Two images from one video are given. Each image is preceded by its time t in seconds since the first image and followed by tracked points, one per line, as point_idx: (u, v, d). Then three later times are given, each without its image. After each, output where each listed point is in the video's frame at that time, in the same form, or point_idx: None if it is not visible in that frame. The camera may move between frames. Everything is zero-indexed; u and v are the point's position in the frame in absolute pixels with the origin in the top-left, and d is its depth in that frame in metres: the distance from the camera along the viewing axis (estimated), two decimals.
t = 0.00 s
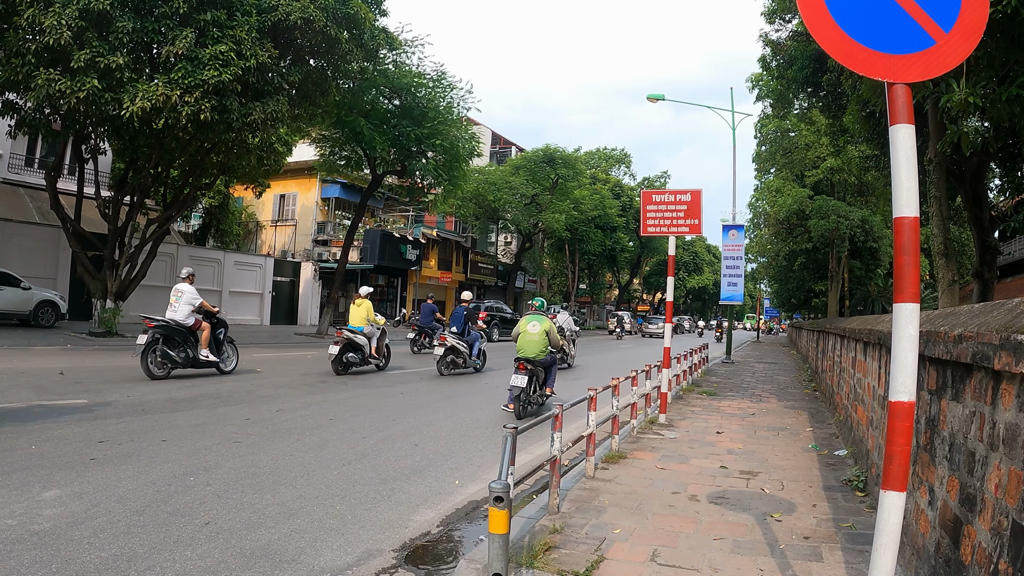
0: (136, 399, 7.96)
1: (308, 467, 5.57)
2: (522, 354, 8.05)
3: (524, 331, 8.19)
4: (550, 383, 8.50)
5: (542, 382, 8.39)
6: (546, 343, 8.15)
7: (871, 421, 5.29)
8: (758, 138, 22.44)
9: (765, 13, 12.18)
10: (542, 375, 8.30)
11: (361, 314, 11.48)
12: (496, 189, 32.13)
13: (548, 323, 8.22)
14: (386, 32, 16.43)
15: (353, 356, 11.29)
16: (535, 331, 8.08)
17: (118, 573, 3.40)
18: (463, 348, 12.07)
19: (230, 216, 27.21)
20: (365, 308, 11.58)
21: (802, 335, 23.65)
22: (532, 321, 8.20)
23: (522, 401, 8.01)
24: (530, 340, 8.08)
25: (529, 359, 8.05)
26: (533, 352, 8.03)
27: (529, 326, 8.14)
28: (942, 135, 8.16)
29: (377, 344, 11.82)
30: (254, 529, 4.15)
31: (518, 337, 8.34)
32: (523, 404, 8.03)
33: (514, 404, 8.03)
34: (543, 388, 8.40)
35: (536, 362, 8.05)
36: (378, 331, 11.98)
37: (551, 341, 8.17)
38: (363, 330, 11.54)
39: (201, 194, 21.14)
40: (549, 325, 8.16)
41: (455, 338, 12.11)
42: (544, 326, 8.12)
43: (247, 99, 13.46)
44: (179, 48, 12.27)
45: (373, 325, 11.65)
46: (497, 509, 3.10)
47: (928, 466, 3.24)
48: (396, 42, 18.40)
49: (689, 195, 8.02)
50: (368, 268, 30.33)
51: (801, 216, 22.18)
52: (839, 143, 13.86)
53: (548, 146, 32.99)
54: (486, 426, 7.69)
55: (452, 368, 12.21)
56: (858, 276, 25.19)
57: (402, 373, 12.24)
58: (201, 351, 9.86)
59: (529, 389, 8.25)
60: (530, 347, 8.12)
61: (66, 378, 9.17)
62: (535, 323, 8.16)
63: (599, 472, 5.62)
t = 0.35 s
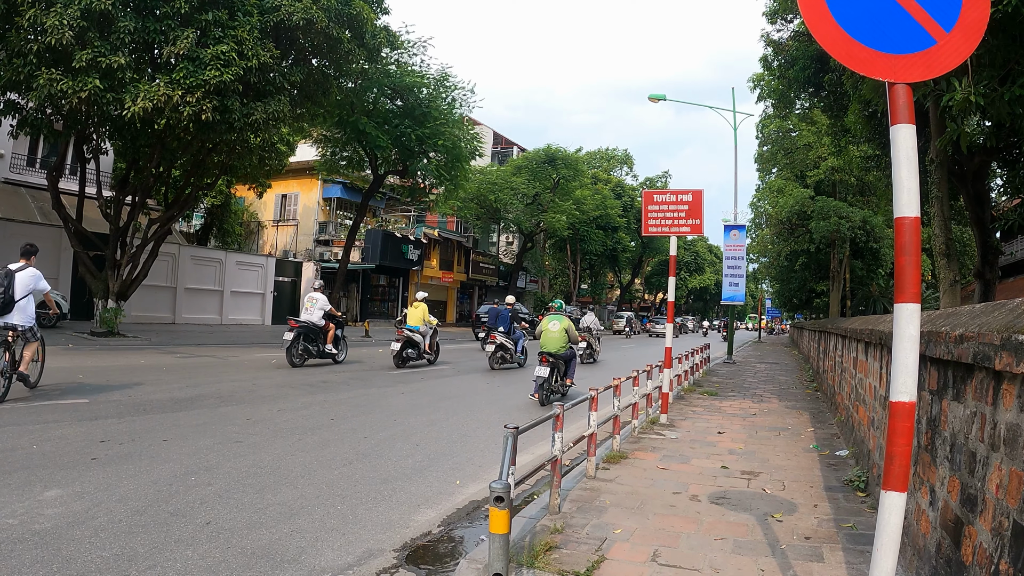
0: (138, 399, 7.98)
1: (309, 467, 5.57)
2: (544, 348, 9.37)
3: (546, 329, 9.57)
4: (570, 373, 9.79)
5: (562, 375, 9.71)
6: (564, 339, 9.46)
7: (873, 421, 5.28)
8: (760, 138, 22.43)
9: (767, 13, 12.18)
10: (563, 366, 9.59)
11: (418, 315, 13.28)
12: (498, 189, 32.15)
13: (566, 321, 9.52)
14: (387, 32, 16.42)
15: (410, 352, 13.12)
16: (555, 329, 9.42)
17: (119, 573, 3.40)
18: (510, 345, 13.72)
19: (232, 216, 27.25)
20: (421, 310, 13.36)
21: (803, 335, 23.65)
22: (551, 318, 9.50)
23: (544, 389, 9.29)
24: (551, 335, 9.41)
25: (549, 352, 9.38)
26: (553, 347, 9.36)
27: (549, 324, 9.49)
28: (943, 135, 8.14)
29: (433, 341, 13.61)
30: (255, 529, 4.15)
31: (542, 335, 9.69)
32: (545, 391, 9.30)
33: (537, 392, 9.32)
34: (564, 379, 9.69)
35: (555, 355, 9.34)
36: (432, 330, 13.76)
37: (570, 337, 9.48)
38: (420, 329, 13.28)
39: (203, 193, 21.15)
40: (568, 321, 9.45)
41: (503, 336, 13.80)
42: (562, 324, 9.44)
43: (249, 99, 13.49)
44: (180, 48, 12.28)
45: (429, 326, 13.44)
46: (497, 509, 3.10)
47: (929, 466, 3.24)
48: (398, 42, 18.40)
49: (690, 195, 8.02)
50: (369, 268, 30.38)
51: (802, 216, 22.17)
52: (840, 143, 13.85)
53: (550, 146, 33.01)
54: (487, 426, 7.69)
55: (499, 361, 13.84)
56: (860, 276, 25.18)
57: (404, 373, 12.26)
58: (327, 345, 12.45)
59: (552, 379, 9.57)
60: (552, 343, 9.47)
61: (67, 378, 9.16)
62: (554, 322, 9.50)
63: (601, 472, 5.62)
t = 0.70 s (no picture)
0: (140, 399, 7.99)
1: (310, 467, 5.57)
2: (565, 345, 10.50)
3: (566, 328, 10.72)
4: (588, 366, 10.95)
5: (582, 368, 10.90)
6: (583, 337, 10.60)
7: (874, 421, 5.27)
8: (762, 138, 22.42)
9: (768, 13, 12.18)
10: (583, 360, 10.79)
11: (466, 316, 15.18)
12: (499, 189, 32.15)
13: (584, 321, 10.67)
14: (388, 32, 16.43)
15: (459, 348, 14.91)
16: (574, 328, 10.56)
17: (120, 573, 3.40)
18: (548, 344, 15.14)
19: (234, 216, 27.29)
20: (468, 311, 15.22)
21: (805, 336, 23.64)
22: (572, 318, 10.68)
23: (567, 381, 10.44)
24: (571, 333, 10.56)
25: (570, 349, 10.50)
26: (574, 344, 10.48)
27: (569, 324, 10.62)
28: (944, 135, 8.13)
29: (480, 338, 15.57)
30: (257, 529, 4.15)
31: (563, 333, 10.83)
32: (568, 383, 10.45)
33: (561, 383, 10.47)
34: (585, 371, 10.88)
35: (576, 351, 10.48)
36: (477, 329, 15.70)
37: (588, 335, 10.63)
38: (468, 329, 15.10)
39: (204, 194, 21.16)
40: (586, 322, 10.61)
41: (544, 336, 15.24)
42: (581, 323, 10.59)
43: (251, 99, 13.50)
44: (181, 48, 12.28)
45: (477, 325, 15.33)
46: (499, 509, 3.10)
47: (930, 466, 3.23)
48: (399, 43, 18.39)
49: (691, 195, 8.03)
50: (371, 268, 30.44)
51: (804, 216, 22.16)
52: (842, 143, 13.84)
53: (551, 146, 33.03)
54: (488, 426, 7.70)
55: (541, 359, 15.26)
56: (862, 276, 25.17)
57: (406, 373, 12.28)
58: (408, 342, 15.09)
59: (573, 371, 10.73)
60: (572, 340, 10.61)
61: (69, 378, 9.17)
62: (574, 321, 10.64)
63: (602, 472, 5.62)
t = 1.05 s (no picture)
0: (142, 398, 8.00)
1: (311, 467, 5.58)
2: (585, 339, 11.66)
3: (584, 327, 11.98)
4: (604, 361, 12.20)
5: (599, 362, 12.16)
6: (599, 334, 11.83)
7: (876, 421, 5.27)
8: (764, 138, 22.41)
9: (770, 13, 12.18)
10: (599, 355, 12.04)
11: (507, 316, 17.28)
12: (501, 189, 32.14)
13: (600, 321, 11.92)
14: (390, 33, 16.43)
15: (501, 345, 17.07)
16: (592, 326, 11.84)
17: (121, 573, 3.40)
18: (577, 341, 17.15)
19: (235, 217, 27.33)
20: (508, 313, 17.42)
21: (806, 336, 23.64)
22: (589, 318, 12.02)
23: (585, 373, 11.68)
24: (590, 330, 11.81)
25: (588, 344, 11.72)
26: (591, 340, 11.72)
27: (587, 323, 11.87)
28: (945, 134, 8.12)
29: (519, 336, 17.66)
30: (258, 529, 4.16)
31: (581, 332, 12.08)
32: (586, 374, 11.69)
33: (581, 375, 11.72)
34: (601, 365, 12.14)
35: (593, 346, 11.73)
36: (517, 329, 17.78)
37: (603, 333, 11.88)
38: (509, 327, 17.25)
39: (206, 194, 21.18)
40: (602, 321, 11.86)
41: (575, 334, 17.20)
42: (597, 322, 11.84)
43: (253, 99, 13.51)
44: (183, 49, 12.28)
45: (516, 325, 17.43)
46: (499, 509, 3.10)
47: (931, 466, 3.23)
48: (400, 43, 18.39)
49: (692, 195, 8.02)
50: (372, 268, 30.49)
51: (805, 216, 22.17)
52: (843, 143, 13.84)
53: (553, 146, 33.08)
54: (489, 427, 7.70)
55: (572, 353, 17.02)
56: (863, 276, 25.17)
57: (407, 373, 12.30)
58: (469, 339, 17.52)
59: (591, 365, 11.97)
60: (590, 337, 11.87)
61: (70, 377, 9.18)
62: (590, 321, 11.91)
63: (603, 472, 5.62)
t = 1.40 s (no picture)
0: (144, 399, 8.02)
1: (313, 468, 5.59)
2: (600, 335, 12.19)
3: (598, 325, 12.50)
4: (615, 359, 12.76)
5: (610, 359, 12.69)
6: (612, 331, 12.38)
7: (877, 422, 5.27)
8: (765, 138, 22.40)
9: (771, 14, 12.18)
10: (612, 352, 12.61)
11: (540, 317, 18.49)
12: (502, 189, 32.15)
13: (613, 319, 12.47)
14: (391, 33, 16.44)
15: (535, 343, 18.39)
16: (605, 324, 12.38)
17: (123, 573, 3.41)
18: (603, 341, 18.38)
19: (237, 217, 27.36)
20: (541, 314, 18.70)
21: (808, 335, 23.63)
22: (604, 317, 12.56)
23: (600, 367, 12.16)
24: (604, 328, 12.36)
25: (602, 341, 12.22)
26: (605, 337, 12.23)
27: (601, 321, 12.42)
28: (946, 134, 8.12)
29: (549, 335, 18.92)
30: (260, 529, 4.17)
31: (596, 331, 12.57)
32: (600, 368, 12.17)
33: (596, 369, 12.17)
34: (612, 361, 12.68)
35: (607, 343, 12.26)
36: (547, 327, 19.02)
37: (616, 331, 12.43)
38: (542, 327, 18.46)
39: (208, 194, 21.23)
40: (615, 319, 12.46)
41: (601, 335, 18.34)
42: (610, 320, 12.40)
43: (254, 100, 13.53)
44: (185, 49, 12.30)
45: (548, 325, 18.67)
46: (501, 509, 3.10)
47: (932, 467, 3.23)
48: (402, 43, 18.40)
49: (694, 196, 8.02)
50: (374, 269, 30.52)
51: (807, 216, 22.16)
52: (845, 143, 13.83)
53: (554, 147, 33.10)
54: (490, 427, 7.70)
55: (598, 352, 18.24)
56: (864, 277, 25.17)
57: (409, 373, 12.32)
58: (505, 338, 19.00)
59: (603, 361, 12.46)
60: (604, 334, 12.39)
61: (73, 378, 9.20)
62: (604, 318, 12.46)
63: (604, 473, 5.62)
